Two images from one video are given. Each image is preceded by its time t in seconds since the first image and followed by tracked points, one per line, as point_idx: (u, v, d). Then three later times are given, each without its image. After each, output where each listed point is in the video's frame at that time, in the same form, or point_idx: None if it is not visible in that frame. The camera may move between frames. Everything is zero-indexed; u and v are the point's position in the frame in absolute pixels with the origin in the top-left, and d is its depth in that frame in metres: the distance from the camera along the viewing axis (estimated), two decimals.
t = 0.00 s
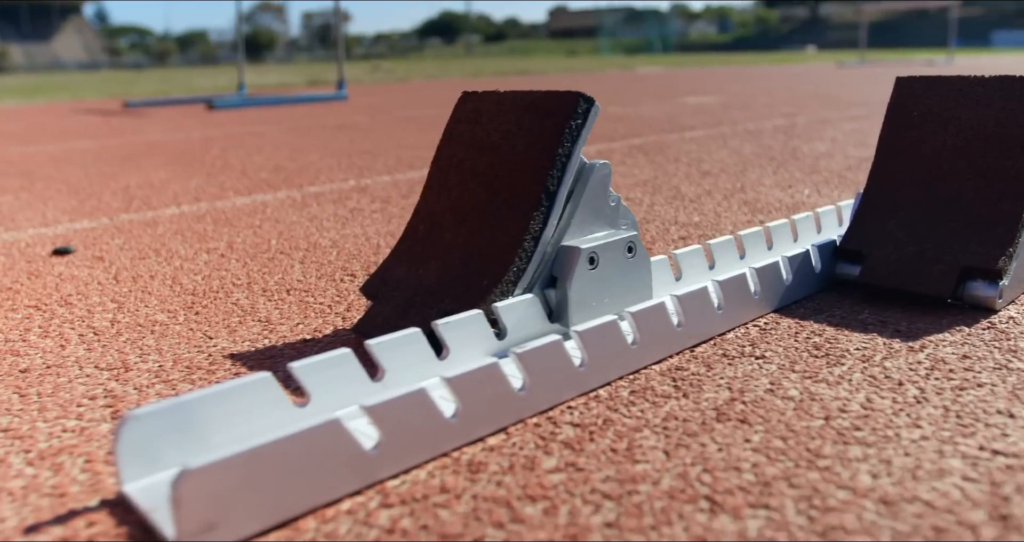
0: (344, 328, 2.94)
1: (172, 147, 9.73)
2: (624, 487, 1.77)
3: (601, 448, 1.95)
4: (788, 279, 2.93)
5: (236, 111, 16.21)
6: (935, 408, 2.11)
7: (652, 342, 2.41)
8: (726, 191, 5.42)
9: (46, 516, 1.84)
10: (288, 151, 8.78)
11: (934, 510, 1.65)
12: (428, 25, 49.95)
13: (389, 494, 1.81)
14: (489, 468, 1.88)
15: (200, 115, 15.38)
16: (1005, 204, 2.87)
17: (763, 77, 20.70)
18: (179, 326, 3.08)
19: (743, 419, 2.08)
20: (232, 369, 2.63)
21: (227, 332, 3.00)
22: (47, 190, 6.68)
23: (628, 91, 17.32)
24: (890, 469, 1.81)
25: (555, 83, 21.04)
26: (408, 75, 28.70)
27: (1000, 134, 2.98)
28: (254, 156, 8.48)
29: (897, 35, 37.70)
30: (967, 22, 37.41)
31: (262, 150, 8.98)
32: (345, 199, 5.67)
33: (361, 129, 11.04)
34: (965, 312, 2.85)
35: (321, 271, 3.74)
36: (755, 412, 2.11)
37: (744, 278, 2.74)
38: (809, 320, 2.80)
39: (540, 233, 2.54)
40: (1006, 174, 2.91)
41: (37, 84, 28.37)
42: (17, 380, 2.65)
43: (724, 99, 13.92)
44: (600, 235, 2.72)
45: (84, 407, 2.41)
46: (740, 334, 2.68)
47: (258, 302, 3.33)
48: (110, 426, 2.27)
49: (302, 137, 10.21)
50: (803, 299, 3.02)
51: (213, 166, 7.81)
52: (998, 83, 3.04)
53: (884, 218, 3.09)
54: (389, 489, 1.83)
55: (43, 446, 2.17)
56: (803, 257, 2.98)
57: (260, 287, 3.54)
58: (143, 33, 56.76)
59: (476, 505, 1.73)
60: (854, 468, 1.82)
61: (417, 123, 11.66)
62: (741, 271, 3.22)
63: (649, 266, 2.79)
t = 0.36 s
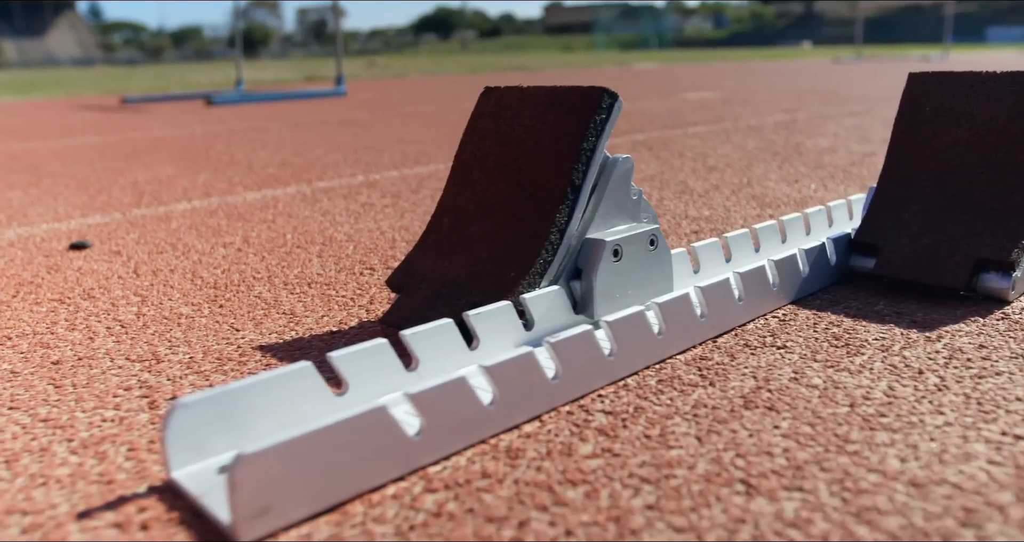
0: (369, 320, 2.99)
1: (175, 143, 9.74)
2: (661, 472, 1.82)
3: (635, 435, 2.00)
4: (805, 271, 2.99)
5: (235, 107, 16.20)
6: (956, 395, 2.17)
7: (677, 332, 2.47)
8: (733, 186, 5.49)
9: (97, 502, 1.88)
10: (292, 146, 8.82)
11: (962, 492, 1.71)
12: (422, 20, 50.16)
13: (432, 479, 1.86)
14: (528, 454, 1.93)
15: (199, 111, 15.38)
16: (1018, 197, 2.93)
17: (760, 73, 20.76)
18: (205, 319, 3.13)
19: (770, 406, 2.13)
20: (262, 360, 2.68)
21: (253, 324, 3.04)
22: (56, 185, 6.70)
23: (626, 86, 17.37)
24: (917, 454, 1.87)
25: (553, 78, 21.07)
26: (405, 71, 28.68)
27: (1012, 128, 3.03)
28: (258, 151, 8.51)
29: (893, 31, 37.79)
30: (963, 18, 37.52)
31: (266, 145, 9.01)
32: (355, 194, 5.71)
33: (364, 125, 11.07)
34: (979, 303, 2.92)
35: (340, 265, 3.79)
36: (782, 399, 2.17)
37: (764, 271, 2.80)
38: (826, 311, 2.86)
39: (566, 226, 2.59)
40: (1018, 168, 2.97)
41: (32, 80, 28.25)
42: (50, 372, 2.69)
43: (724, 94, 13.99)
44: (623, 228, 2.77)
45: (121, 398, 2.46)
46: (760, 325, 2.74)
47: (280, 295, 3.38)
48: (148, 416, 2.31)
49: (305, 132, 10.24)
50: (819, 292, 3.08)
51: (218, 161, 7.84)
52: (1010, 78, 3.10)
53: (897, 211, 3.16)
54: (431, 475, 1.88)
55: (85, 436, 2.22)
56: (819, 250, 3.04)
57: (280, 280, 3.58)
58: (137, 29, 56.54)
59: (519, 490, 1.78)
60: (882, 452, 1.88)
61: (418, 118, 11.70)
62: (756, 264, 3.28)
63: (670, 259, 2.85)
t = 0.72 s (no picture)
0: (388, 317, 3.03)
1: (175, 141, 9.75)
2: (690, 462, 1.87)
3: (661, 427, 2.05)
4: (817, 267, 3.04)
5: (232, 105, 16.19)
6: (972, 387, 2.23)
7: (696, 327, 2.52)
8: (737, 183, 5.54)
9: (136, 495, 1.91)
10: (294, 145, 8.84)
11: (984, 479, 1.76)
12: (415, 19, 50.14)
13: (466, 471, 1.90)
14: (558, 446, 1.98)
15: (197, 109, 15.37)
16: None
17: (755, 71, 20.81)
18: (224, 316, 3.16)
19: (791, 398, 2.18)
20: (286, 356, 2.72)
21: (273, 321, 3.08)
22: (60, 184, 6.72)
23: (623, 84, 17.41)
24: (938, 443, 1.92)
25: (549, 76, 21.10)
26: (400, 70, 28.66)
27: (1018, 125, 3.08)
28: (260, 150, 8.53)
29: (886, 29, 37.89)
30: (956, 16, 37.65)
31: (268, 144, 9.03)
32: (361, 192, 5.75)
33: (363, 124, 11.08)
34: (987, 298, 2.98)
35: (353, 262, 3.83)
36: (802, 391, 2.22)
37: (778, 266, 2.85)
38: (839, 306, 2.91)
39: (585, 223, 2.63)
40: None
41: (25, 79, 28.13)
42: (76, 369, 2.72)
43: (721, 92, 14.05)
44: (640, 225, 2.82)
45: (149, 393, 2.49)
46: (775, 319, 2.78)
47: (297, 293, 3.41)
48: (178, 412, 2.35)
49: (305, 131, 10.25)
50: (830, 287, 3.13)
51: (220, 160, 7.85)
52: (1016, 76, 3.15)
53: (906, 207, 3.21)
54: (465, 467, 1.92)
55: (117, 431, 2.25)
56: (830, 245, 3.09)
57: (295, 278, 3.62)
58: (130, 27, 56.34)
59: (552, 480, 1.82)
60: (904, 442, 1.93)
61: (417, 117, 11.73)
62: (766, 261, 3.33)
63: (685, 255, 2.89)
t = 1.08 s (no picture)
0: (405, 314, 3.07)
1: (171, 141, 9.74)
2: (717, 452, 1.91)
3: (685, 418, 2.09)
4: (826, 261, 3.10)
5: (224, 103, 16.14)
6: (985, 377, 2.28)
7: (713, 321, 2.56)
8: (737, 180, 5.60)
9: (173, 489, 1.94)
10: (291, 143, 8.84)
11: (1005, 466, 1.81)
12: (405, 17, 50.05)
13: (498, 463, 1.94)
14: (586, 437, 2.02)
15: (190, 108, 15.32)
16: None
17: (746, 69, 20.89)
18: (241, 314, 3.19)
19: (810, 389, 2.23)
20: (307, 352, 2.75)
21: (291, 317, 3.11)
22: (60, 184, 6.70)
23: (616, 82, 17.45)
24: (956, 432, 1.98)
25: (541, 74, 21.14)
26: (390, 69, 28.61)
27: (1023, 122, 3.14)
28: (258, 149, 8.53)
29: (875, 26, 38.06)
30: (944, 13, 37.88)
31: (265, 143, 9.03)
32: (364, 190, 5.77)
33: (359, 122, 11.09)
34: (994, 291, 3.04)
35: (364, 260, 3.86)
36: (820, 383, 2.27)
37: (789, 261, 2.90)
38: (849, 300, 2.96)
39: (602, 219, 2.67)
40: None
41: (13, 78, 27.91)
42: (98, 367, 2.75)
43: (714, 90, 14.11)
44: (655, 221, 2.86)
45: (174, 390, 2.52)
46: (787, 313, 2.83)
47: (311, 290, 3.44)
48: (206, 408, 2.38)
49: (302, 130, 10.25)
50: (839, 282, 3.18)
51: (219, 159, 7.85)
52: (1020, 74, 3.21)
53: (912, 203, 3.27)
54: (496, 459, 1.96)
55: (147, 427, 2.28)
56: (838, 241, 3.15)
57: (308, 275, 3.65)
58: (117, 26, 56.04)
59: (584, 471, 1.87)
60: (924, 431, 1.98)
61: (413, 115, 11.74)
62: (774, 256, 3.38)
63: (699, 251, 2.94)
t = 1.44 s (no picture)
0: (419, 311, 3.09)
1: (167, 140, 9.71)
2: (741, 444, 1.95)
3: (707, 412, 2.13)
4: (834, 257, 3.14)
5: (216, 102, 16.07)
6: (998, 370, 2.32)
7: (728, 316, 2.60)
8: (738, 178, 5.64)
9: (204, 486, 1.96)
10: (288, 143, 8.83)
11: None
12: (396, 17, 49.95)
13: (526, 457, 1.97)
14: (610, 431, 2.05)
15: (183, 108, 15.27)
16: None
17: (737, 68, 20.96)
18: (255, 312, 3.21)
19: (827, 383, 2.27)
20: (325, 349, 2.77)
21: (305, 315, 3.13)
22: (59, 184, 6.68)
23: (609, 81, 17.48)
24: (974, 423, 2.01)
25: (534, 73, 21.15)
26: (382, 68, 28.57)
27: None
28: (255, 148, 8.52)
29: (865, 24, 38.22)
30: (932, 12, 38.07)
31: (262, 142, 9.01)
32: (367, 189, 5.78)
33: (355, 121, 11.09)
34: (1000, 285, 3.09)
35: (373, 258, 3.88)
36: (836, 377, 2.31)
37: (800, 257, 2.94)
38: (858, 295, 3.00)
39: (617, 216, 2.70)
40: None
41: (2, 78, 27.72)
42: (117, 365, 2.76)
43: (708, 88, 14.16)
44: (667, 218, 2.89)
45: (195, 388, 2.54)
46: (799, 309, 2.87)
47: (322, 288, 3.46)
48: (229, 405, 2.40)
49: (298, 129, 10.24)
50: (846, 277, 3.22)
51: (217, 158, 7.83)
52: None
53: (917, 200, 3.31)
54: (523, 453, 1.99)
55: (171, 424, 2.30)
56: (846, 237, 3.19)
57: (319, 273, 3.67)
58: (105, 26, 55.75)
59: (611, 464, 1.90)
60: (942, 423, 2.02)
61: (408, 114, 11.74)
62: (782, 252, 3.42)
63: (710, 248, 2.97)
